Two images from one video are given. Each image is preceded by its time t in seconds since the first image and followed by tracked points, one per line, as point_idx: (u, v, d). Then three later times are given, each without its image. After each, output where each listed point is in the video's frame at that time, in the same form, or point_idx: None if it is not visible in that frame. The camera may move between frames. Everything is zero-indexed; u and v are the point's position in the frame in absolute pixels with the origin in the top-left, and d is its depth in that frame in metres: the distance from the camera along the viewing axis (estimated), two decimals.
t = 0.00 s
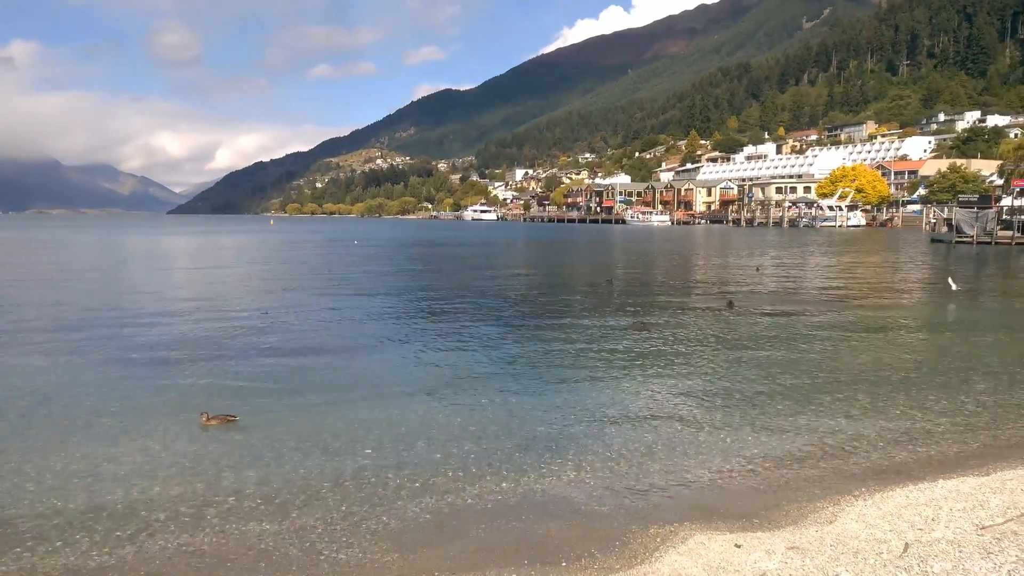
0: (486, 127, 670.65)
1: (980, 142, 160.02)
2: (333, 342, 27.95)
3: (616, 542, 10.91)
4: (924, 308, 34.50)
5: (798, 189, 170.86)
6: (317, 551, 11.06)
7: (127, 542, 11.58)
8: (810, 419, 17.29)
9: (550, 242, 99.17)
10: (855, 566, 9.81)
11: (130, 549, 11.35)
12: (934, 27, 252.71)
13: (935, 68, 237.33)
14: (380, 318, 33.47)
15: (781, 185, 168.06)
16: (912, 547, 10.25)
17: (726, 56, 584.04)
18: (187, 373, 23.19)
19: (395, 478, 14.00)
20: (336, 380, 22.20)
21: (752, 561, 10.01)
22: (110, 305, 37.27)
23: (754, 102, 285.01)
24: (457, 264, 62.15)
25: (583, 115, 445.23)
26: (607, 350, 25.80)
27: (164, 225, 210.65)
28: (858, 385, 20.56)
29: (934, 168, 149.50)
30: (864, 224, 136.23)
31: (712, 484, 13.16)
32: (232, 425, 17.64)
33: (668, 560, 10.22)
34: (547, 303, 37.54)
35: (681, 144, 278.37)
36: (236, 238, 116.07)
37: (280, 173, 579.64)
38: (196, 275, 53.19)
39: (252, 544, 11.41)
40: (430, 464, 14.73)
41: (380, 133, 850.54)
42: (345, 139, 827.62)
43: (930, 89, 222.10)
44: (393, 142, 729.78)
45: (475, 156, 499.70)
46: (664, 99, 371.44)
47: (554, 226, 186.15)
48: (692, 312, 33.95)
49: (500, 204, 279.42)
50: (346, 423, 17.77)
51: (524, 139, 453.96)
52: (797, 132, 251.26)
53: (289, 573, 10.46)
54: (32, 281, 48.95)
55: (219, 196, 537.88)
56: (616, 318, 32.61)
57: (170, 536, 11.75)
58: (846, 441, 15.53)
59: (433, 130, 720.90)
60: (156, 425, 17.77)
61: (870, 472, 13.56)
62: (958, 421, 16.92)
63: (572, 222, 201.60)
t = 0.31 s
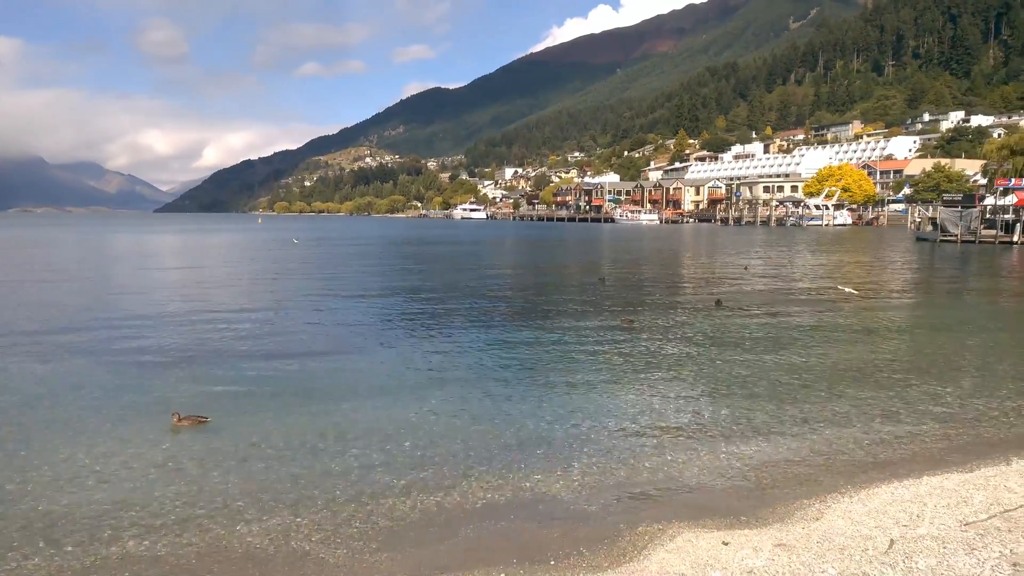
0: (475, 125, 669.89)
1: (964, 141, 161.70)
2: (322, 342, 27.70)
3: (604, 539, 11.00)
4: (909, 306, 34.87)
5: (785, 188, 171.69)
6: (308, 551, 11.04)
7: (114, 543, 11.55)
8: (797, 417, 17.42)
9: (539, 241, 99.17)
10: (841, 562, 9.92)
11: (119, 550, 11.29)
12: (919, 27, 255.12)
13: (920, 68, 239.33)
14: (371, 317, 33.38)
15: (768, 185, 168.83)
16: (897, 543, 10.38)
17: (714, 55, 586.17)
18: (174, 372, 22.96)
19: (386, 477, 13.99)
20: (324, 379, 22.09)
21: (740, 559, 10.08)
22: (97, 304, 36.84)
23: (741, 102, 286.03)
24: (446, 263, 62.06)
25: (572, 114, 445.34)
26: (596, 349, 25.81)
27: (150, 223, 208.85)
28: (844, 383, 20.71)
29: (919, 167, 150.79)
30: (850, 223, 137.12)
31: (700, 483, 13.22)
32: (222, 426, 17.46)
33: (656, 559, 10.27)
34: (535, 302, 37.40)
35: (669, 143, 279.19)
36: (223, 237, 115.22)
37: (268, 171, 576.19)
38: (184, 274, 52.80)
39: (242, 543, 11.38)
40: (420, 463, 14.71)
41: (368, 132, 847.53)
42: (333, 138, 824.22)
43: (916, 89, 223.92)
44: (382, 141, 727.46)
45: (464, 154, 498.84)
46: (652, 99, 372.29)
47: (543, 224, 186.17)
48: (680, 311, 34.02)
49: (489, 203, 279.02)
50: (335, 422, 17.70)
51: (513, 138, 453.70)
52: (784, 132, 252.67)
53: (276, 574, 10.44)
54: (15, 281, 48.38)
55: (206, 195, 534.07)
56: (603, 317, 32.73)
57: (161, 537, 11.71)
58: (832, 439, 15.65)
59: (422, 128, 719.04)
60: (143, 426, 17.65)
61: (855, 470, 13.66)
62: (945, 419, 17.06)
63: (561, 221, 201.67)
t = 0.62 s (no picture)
0: (460, 126, 669.44)
1: (944, 143, 163.85)
2: (306, 343, 27.62)
3: (587, 539, 11.06)
4: (890, 306, 35.31)
5: (769, 189, 172.99)
6: (292, 553, 11.02)
7: (97, 545, 11.49)
8: (780, 416, 17.59)
9: (525, 241, 99.29)
10: (822, 561, 10.04)
11: (102, 553, 11.21)
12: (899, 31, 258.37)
13: (901, 71, 241.88)
14: (355, 318, 33.30)
15: (752, 186, 170.00)
16: (878, 542, 10.53)
17: (698, 57, 589.48)
18: (156, 374, 22.76)
19: (371, 478, 13.94)
20: (309, 380, 22.05)
21: (723, 558, 10.17)
22: (79, 306, 36.55)
23: (725, 103, 288.31)
24: (432, 263, 62.13)
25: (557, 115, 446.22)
26: (582, 349, 25.92)
27: (133, 224, 206.74)
28: (825, 382, 21.00)
29: (900, 169, 152.53)
30: (833, 224, 138.41)
31: (685, 483, 13.29)
32: (206, 428, 17.36)
33: (641, 559, 10.32)
34: (520, 303, 37.32)
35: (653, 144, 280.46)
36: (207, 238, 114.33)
37: (252, 172, 572.39)
38: (166, 275, 52.41)
39: (227, 546, 11.33)
40: (406, 464, 14.70)
41: (352, 131, 844.29)
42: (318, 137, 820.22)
43: (897, 91, 226.45)
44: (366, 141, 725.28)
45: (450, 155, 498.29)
46: (637, 100, 373.87)
47: (528, 225, 186.33)
48: (665, 312, 34.20)
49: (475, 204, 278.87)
50: (318, 423, 17.65)
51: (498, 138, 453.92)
52: (767, 133, 254.62)
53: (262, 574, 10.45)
54: None
55: (189, 195, 529.44)
56: (589, 317, 32.91)
57: (144, 538, 11.64)
58: (815, 438, 15.79)
59: (407, 128, 717.37)
60: (124, 427, 17.50)
61: (838, 470, 13.77)
62: (925, 418, 17.26)
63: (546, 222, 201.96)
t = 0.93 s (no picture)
0: (447, 127, 669.44)
1: (926, 147, 165.66)
2: (290, 345, 27.46)
3: (574, 541, 11.12)
4: (873, 308, 35.73)
5: (753, 192, 174.24)
6: (277, 555, 11.03)
7: (77, 550, 11.36)
8: (767, 418, 17.78)
9: (512, 243, 99.71)
10: (807, 562, 10.14)
11: (81, 558, 11.08)
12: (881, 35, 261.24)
13: (884, 75, 244.67)
14: (341, 319, 33.20)
15: (737, 189, 171.25)
16: (862, 543, 10.63)
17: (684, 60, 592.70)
18: (137, 376, 22.63)
19: (357, 482, 13.86)
20: (295, 382, 21.96)
21: (709, 560, 10.23)
22: (61, 307, 36.27)
23: (710, 107, 290.06)
24: (418, 265, 62.15)
25: (544, 117, 447.15)
26: (567, 350, 26.13)
27: (117, 225, 204.47)
28: (809, 384, 21.18)
29: (883, 172, 154.29)
30: (817, 226, 139.48)
31: (673, 485, 13.38)
32: (188, 431, 17.19)
33: (627, 561, 10.38)
34: (506, 305, 37.50)
35: (639, 147, 281.79)
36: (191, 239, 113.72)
37: (237, 173, 568.63)
38: (150, 276, 51.97)
39: (211, 549, 11.28)
40: (391, 466, 14.64)
41: (339, 133, 842.16)
42: (304, 139, 817.09)
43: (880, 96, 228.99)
44: (353, 142, 723.23)
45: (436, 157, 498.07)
46: (623, 102, 375.59)
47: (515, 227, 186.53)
48: (651, 313, 34.49)
49: (462, 205, 278.87)
50: (303, 425, 17.58)
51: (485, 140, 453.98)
52: (751, 137, 256.69)
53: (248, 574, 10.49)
54: None
55: (174, 196, 525.38)
56: (576, 319, 33.01)
57: (125, 543, 11.54)
58: (798, 440, 15.98)
59: (394, 130, 716.41)
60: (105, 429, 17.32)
61: (820, 471, 13.96)
62: (906, 419, 17.56)
63: (533, 224, 202.42)
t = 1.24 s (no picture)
0: (435, 131, 669.27)
1: (909, 152, 167.53)
2: (275, 349, 27.30)
3: (561, 545, 11.14)
4: (858, 312, 35.95)
5: (739, 196, 175.35)
6: (264, 559, 11.00)
7: (59, 557, 11.26)
8: (752, 421, 17.88)
9: (499, 246, 99.65)
10: (791, 565, 10.23)
11: (63, 565, 10.96)
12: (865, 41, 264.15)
13: (867, 81, 247.13)
14: (326, 323, 33.06)
15: (723, 193, 172.35)
16: (847, 546, 10.73)
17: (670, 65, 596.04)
18: (117, 381, 22.46)
19: (342, 486, 13.81)
20: (282, 387, 21.84)
21: (694, 564, 10.30)
22: (45, 311, 36.05)
23: (696, 111, 291.70)
24: (405, 268, 61.96)
25: (531, 121, 448.17)
26: (553, 354, 26.18)
27: (103, 228, 202.88)
28: (794, 387, 21.32)
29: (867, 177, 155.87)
30: (802, 230, 140.28)
31: (659, 487, 13.48)
32: (172, 437, 17.08)
33: (613, 564, 10.44)
34: (492, 308, 37.62)
35: (626, 151, 283.07)
36: (177, 242, 113.09)
37: (223, 175, 565.48)
38: (135, 280, 51.52)
39: (196, 555, 11.21)
40: (377, 471, 14.63)
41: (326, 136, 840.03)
42: (291, 142, 814.44)
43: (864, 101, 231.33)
44: (340, 145, 721.58)
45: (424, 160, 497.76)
46: (610, 106, 377.14)
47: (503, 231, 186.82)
48: (636, 317, 34.65)
49: (449, 209, 278.83)
50: (287, 430, 17.51)
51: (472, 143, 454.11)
52: (737, 141, 258.58)
53: None
54: None
55: (159, 199, 521.78)
56: (563, 323, 33.00)
57: (108, 549, 11.44)
58: (782, 443, 16.11)
59: (381, 133, 715.54)
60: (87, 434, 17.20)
61: (803, 475, 14.06)
62: (891, 422, 17.69)
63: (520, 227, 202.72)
